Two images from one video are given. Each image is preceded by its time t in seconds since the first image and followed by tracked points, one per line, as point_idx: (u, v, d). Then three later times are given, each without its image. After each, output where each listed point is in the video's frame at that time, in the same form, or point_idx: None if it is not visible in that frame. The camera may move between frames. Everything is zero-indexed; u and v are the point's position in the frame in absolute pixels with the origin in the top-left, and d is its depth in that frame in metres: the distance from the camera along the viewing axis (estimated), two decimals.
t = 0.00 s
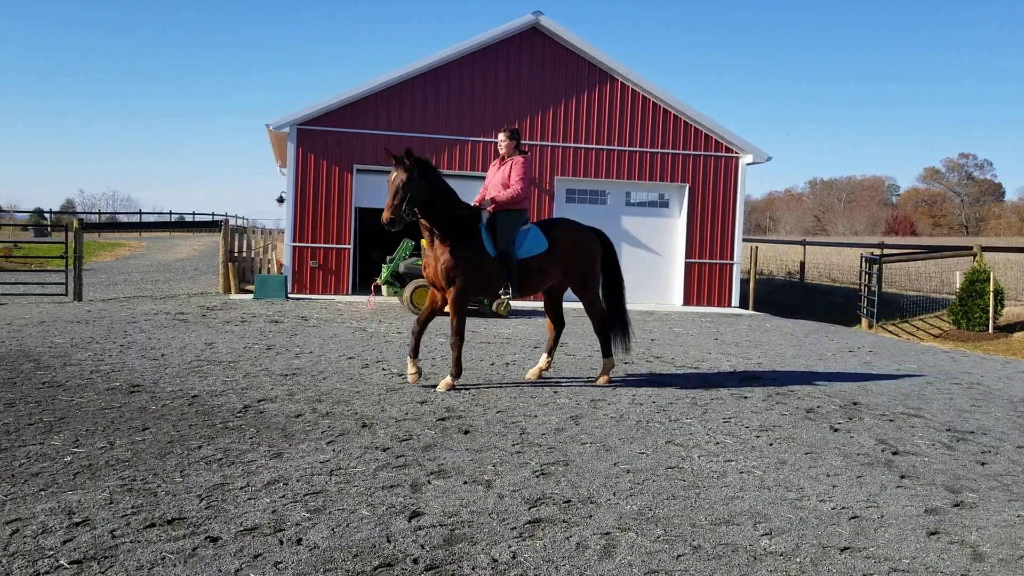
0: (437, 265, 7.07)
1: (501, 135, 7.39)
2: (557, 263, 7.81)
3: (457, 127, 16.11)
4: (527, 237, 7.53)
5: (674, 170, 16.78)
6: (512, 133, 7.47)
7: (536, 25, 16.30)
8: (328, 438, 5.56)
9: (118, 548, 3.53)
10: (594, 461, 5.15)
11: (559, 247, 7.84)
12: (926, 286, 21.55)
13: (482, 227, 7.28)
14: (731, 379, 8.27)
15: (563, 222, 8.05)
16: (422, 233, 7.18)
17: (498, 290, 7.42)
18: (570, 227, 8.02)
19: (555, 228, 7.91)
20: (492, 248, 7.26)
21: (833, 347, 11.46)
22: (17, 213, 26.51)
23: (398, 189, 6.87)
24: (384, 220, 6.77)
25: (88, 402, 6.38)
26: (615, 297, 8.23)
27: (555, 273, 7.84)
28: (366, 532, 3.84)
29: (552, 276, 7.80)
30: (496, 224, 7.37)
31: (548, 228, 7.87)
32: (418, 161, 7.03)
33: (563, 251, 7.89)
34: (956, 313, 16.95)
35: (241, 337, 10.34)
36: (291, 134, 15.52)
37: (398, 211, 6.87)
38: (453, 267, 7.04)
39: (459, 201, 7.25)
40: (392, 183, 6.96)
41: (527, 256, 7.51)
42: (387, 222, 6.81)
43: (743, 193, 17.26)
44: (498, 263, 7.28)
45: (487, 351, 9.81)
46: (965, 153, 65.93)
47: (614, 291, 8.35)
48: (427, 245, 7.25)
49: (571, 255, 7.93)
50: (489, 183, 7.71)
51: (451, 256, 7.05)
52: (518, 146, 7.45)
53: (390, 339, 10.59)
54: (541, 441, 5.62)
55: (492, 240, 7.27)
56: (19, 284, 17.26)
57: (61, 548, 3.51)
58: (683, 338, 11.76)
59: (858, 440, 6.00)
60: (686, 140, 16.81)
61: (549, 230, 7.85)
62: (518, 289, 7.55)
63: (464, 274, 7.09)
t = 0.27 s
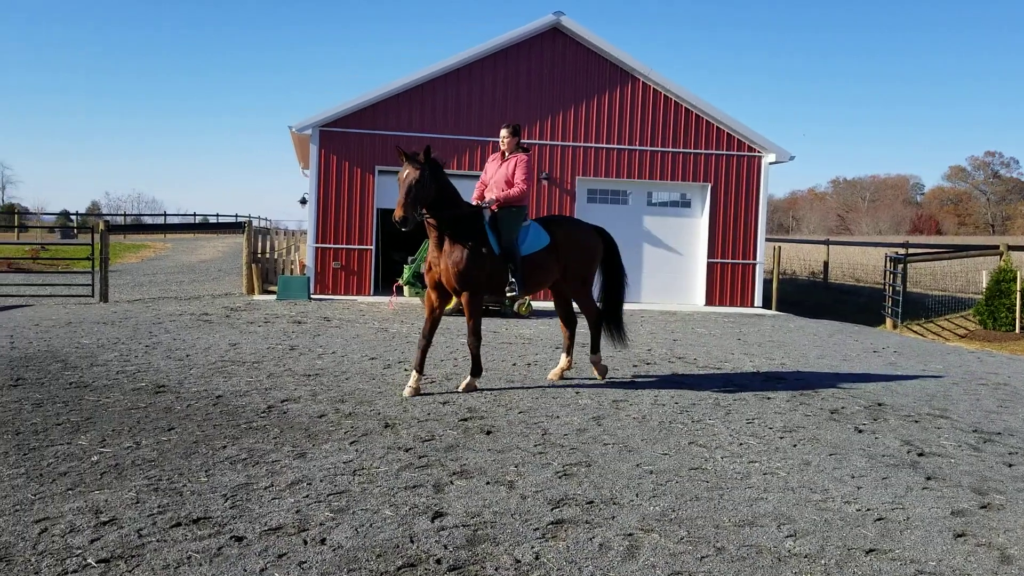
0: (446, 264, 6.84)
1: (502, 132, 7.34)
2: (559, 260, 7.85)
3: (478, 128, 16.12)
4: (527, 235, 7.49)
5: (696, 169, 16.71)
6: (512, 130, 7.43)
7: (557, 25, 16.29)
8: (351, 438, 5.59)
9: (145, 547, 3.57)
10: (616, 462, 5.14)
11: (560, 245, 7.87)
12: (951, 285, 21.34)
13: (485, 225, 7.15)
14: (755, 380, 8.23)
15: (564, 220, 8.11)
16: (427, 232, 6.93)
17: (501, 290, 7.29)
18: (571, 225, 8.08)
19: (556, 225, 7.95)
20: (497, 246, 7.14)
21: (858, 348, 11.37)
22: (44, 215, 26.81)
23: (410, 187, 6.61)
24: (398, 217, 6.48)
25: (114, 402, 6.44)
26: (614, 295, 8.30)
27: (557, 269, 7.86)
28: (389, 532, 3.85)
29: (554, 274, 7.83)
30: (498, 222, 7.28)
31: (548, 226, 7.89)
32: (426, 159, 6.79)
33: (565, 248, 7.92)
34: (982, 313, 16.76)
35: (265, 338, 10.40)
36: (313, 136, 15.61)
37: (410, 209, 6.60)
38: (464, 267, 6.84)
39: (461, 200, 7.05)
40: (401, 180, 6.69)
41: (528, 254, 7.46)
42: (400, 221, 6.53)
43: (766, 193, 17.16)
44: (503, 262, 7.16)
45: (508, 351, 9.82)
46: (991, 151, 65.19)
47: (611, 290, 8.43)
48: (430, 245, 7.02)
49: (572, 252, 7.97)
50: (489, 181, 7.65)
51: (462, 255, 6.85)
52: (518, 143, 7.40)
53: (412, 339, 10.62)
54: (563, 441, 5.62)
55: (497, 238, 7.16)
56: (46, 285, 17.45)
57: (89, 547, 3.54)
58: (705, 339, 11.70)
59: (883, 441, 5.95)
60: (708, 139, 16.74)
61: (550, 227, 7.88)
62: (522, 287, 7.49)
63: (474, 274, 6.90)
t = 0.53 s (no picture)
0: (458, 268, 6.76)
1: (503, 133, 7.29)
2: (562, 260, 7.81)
3: (499, 130, 16.13)
4: (534, 238, 7.45)
5: (718, 171, 16.63)
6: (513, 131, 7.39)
7: (577, 26, 16.28)
8: (375, 441, 5.61)
9: (171, 549, 3.59)
10: (640, 465, 5.13)
11: (563, 247, 7.82)
12: (978, 286, 21.10)
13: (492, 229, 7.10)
14: (779, 382, 8.17)
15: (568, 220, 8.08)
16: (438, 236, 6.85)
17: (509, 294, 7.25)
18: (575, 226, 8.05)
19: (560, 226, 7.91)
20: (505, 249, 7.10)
21: (883, 349, 11.27)
22: (71, 219, 27.11)
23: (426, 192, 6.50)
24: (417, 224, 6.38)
25: (140, 405, 6.50)
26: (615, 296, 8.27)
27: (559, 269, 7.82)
28: (414, 535, 3.85)
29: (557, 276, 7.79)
30: (505, 225, 7.25)
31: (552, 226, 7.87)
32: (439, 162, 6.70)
33: (568, 249, 7.89)
34: (1011, 314, 16.32)
35: (288, 340, 10.46)
36: (335, 140, 15.68)
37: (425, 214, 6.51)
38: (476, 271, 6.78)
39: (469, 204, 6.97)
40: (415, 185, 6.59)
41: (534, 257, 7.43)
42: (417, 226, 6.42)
43: (789, 193, 17.05)
44: (513, 265, 7.11)
45: (530, 353, 9.81)
46: (1018, 151, 64.41)
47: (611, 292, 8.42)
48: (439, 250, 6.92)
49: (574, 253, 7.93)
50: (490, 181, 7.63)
51: (474, 259, 6.78)
52: (519, 143, 7.37)
53: (434, 342, 10.65)
54: (586, 444, 5.61)
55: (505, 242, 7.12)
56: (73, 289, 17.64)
57: (117, 549, 3.58)
58: (729, 340, 11.64)
59: (910, 443, 5.89)
60: (730, 140, 16.66)
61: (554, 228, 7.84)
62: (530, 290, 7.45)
63: (486, 278, 6.85)
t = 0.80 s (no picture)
0: (457, 276, 6.63)
1: (505, 138, 7.18)
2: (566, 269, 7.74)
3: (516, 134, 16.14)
4: (537, 245, 7.31)
5: (736, 174, 16.57)
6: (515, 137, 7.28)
7: (594, 30, 16.27)
8: (394, 445, 5.62)
9: (193, 552, 3.61)
10: (659, 469, 5.11)
11: (565, 256, 7.72)
12: (999, 289, 20.90)
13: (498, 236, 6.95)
14: (799, 387, 8.12)
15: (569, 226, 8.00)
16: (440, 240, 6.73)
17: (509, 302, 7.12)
18: (577, 232, 7.97)
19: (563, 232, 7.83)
20: (509, 257, 6.94)
21: (903, 353, 11.18)
22: (92, 225, 27.37)
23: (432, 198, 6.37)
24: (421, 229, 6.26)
25: (161, 408, 6.55)
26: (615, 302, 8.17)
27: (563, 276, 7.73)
28: (433, 539, 3.86)
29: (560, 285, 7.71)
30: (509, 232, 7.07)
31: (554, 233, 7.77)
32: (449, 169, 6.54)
33: (570, 257, 7.79)
34: None
35: (307, 344, 10.51)
36: (353, 145, 15.75)
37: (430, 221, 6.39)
38: (476, 279, 6.65)
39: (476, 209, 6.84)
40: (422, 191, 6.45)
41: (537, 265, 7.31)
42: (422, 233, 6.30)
43: (808, 196, 16.96)
44: (515, 275, 6.96)
45: (548, 358, 9.80)
46: None
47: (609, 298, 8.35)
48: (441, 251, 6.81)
49: (578, 260, 7.84)
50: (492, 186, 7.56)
51: (475, 268, 6.65)
52: (520, 149, 7.25)
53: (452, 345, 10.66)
54: (604, 448, 5.59)
55: (509, 250, 6.96)
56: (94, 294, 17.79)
57: (138, 552, 3.60)
58: (747, 344, 11.58)
59: (932, 448, 5.84)
60: (748, 143, 16.59)
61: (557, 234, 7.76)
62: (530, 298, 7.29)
63: (487, 286, 6.73)
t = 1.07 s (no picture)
0: (464, 282, 6.57)
1: (512, 137, 7.10)
2: (576, 271, 7.70)
3: (538, 138, 16.15)
4: (547, 248, 7.25)
5: (759, 177, 16.48)
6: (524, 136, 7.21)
7: (615, 33, 16.25)
8: (416, 448, 5.63)
9: (218, 555, 3.63)
10: (682, 474, 5.08)
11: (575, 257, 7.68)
12: None
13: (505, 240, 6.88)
14: (823, 392, 8.05)
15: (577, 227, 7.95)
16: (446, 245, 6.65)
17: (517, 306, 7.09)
18: (585, 233, 7.93)
19: (572, 234, 7.78)
20: (516, 261, 6.90)
21: (929, 357, 11.07)
22: (117, 229, 27.65)
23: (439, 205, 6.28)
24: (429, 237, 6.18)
25: (186, 411, 6.60)
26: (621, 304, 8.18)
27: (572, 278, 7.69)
28: (456, 543, 3.86)
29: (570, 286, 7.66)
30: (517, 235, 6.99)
31: (563, 235, 7.72)
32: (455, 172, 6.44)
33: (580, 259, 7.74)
34: None
35: (329, 348, 10.56)
36: (375, 149, 15.81)
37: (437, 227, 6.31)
38: (483, 284, 6.60)
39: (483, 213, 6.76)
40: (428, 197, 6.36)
41: (547, 269, 7.26)
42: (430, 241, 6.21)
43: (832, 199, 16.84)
44: (524, 278, 6.93)
45: (569, 361, 9.78)
46: None
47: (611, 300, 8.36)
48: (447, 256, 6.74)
49: (588, 262, 7.81)
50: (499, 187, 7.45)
51: (482, 273, 6.60)
52: (528, 148, 7.18)
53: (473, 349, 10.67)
54: (627, 453, 5.57)
55: (517, 254, 6.90)
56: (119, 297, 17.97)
57: (164, 554, 3.63)
58: (771, 348, 11.51)
59: (959, 453, 5.77)
60: (771, 145, 16.50)
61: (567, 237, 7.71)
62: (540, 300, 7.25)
63: (493, 291, 6.68)
